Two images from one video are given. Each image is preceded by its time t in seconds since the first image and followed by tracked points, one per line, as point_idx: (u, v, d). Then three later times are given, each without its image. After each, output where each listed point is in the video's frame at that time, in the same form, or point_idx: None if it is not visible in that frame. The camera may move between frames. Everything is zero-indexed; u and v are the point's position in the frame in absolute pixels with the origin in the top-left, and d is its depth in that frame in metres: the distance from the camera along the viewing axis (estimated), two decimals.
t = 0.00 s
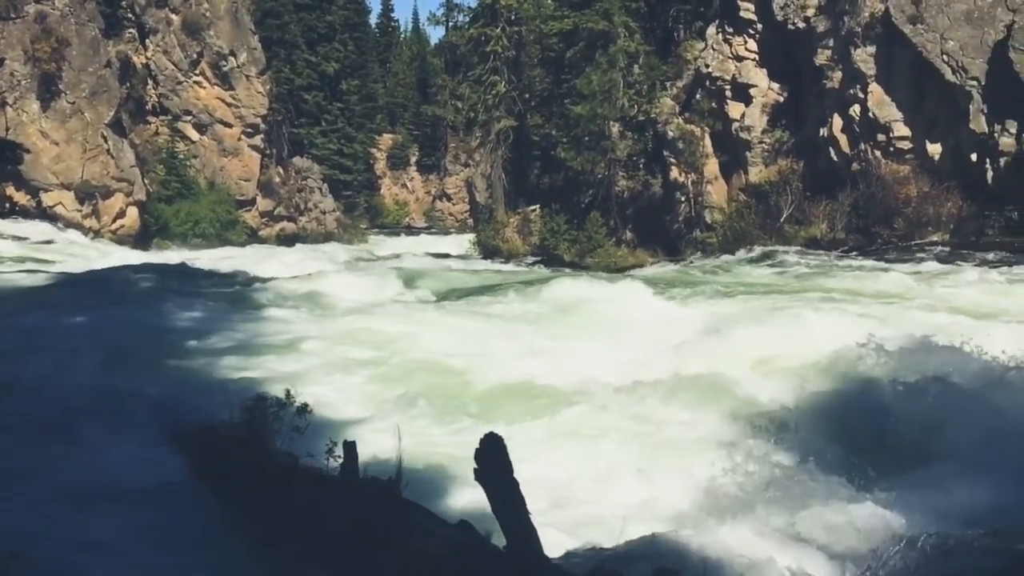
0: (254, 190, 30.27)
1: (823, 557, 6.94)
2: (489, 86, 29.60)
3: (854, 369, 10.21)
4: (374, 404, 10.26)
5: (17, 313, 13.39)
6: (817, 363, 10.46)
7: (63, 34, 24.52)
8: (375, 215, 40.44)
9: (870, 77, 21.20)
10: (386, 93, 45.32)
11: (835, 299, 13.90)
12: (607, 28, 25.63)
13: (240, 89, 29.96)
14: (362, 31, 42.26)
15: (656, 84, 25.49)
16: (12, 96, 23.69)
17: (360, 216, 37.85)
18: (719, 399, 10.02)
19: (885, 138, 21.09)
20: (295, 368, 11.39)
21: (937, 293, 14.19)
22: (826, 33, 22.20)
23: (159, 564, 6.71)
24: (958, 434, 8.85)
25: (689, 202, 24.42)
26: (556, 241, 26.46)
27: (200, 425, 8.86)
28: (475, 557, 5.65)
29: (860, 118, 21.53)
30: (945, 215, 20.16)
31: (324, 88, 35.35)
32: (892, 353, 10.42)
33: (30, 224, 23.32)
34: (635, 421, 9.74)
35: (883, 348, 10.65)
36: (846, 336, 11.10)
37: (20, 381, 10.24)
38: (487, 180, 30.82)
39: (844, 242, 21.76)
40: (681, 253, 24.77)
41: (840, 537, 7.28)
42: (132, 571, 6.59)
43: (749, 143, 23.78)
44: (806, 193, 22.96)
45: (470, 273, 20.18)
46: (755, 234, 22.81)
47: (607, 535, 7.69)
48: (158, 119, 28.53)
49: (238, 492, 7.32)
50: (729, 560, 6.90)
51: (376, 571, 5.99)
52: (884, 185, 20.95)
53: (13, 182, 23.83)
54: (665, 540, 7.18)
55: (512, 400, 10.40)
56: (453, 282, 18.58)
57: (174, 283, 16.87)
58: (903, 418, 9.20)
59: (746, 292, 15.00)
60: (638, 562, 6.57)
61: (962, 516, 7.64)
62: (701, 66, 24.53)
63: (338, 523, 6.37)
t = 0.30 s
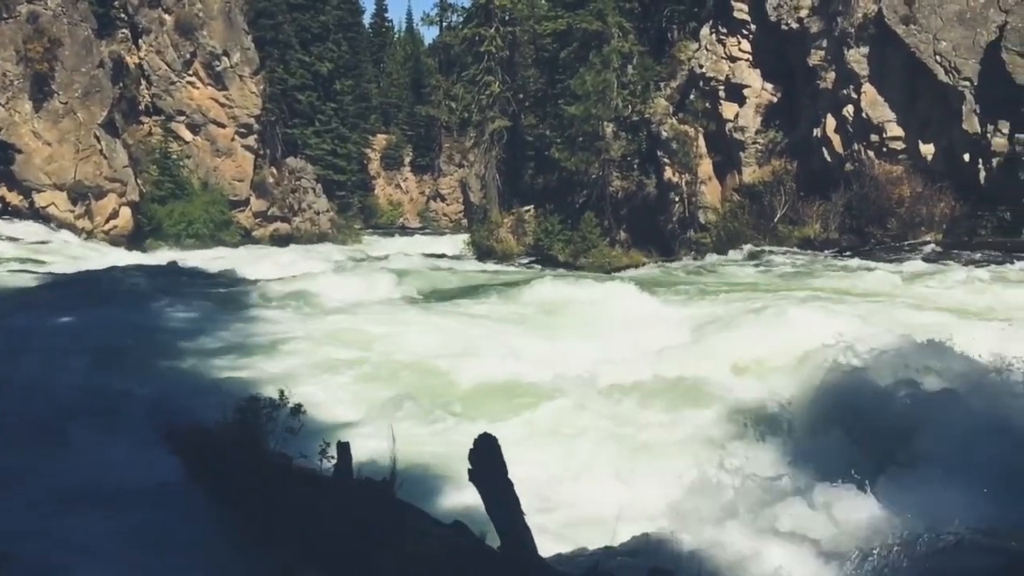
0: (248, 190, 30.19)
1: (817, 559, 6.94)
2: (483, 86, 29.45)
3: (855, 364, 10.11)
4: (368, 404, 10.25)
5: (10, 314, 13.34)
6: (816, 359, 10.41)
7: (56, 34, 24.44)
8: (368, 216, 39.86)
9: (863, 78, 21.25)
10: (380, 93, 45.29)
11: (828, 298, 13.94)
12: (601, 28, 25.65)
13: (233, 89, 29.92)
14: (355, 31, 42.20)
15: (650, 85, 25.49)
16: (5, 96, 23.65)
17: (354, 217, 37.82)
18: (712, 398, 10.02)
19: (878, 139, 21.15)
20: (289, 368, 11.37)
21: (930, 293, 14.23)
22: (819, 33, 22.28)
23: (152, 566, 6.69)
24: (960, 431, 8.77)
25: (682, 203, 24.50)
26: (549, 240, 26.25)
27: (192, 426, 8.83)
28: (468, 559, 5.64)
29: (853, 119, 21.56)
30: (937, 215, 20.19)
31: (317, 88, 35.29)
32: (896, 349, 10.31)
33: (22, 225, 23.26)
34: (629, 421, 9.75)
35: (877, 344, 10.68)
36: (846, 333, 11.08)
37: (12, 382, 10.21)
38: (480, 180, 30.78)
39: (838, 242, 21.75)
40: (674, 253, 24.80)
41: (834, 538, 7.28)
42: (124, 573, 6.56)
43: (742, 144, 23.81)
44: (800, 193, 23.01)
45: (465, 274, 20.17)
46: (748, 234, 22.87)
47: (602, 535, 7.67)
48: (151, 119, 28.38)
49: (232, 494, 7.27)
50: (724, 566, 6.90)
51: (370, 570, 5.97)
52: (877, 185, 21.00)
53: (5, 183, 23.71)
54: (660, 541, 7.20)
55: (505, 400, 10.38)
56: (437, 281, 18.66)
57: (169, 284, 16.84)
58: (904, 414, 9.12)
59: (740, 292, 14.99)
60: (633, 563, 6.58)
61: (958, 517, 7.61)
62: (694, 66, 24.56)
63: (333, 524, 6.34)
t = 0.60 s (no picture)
0: (244, 191, 30.16)
1: (813, 558, 6.94)
2: (480, 87, 29.43)
3: (853, 360, 10.08)
4: (364, 406, 10.24)
5: (6, 316, 13.32)
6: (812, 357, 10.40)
7: (50, 35, 24.35)
8: (365, 217, 39.79)
9: (858, 78, 21.31)
10: (376, 94, 45.31)
11: (823, 298, 13.96)
12: (597, 29, 25.66)
13: (229, 91, 29.92)
14: (351, 31, 42.14)
15: (646, 86, 25.42)
16: None
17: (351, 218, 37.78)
18: (708, 398, 10.03)
19: (874, 139, 21.18)
20: (285, 369, 11.35)
21: (925, 293, 14.24)
22: (815, 34, 22.27)
23: (146, 569, 6.68)
24: (958, 432, 8.74)
25: (679, 203, 24.52)
26: (545, 241, 26.32)
27: (188, 427, 8.82)
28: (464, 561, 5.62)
29: (849, 120, 21.63)
30: (933, 216, 20.19)
31: (314, 89, 35.26)
32: (900, 349, 10.22)
33: (18, 226, 23.23)
34: (626, 421, 9.77)
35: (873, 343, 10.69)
36: (842, 333, 11.10)
37: (7, 384, 10.20)
38: (477, 181, 30.61)
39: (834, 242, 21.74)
40: (670, 253, 24.87)
41: (831, 538, 7.29)
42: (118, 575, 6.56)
43: (738, 145, 23.84)
44: (795, 193, 23.02)
45: (461, 275, 20.18)
46: (744, 235, 22.90)
47: (599, 536, 7.67)
48: (147, 120, 28.36)
49: (227, 496, 7.24)
50: (721, 565, 6.90)
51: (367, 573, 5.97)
52: (873, 186, 21.05)
53: None
54: (655, 543, 7.19)
55: (501, 401, 10.37)
56: (428, 283, 18.62)
57: (165, 285, 16.84)
58: (906, 413, 9.06)
59: (736, 291, 15.00)
60: (630, 564, 6.60)
61: (957, 523, 7.62)
62: (690, 67, 24.58)
63: (329, 526, 6.33)
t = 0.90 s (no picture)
0: (241, 194, 30.17)
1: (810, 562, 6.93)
2: (476, 89, 29.34)
3: (850, 365, 10.14)
4: (362, 409, 10.22)
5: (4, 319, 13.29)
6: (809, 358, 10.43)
7: (47, 38, 24.36)
8: (363, 220, 39.87)
9: (855, 81, 21.35)
10: (374, 96, 45.34)
11: (820, 299, 14.00)
12: (594, 32, 25.73)
13: (227, 93, 29.82)
14: (348, 34, 42.13)
15: (642, 88, 25.26)
16: None
17: (348, 220, 37.81)
18: (707, 403, 10.02)
19: (871, 141, 21.23)
20: (283, 373, 11.34)
21: (922, 294, 14.28)
22: (812, 36, 22.30)
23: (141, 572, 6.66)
24: (955, 435, 8.76)
25: (676, 205, 24.45)
26: (543, 243, 26.45)
27: (187, 430, 8.81)
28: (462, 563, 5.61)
29: (846, 121, 21.66)
30: (930, 218, 20.20)
31: (311, 92, 35.29)
32: (898, 351, 10.26)
33: (15, 229, 23.22)
34: (625, 423, 9.77)
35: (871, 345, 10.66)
36: (839, 336, 11.15)
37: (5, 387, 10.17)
38: (473, 183, 30.67)
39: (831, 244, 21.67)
40: (667, 254, 24.91)
41: (828, 541, 7.28)
42: None
43: (735, 147, 23.86)
44: (793, 196, 23.06)
45: (458, 278, 20.19)
46: (742, 237, 22.81)
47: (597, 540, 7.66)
48: (144, 123, 28.34)
49: (225, 499, 7.24)
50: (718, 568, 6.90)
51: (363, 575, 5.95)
52: (870, 188, 21.07)
53: None
54: (653, 545, 7.18)
55: (499, 404, 10.35)
56: (425, 285, 18.68)
57: (162, 287, 16.82)
58: (904, 417, 9.11)
59: (733, 293, 15.05)
60: (628, 565, 6.60)
61: (957, 522, 7.63)
62: (688, 70, 24.59)
63: (327, 528, 6.32)
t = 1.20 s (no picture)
0: (240, 198, 30.17)
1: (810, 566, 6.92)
2: (475, 92, 29.36)
3: (846, 371, 10.16)
4: (359, 414, 10.21)
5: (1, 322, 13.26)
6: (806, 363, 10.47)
7: (46, 41, 24.35)
8: (360, 223, 39.91)
9: (853, 84, 21.35)
10: (372, 100, 45.38)
11: (818, 302, 14.02)
12: (593, 36, 25.82)
13: (225, 97, 29.86)
14: (347, 37, 42.12)
15: (641, 92, 25.48)
16: None
17: (346, 224, 37.82)
18: (705, 407, 10.00)
19: (869, 145, 21.30)
20: (281, 377, 11.31)
21: (919, 297, 14.29)
22: (810, 40, 22.23)
23: None
24: (950, 440, 8.80)
25: (675, 208, 24.51)
26: (541, 247, 26.16)
27: (184, 435, 8.78)
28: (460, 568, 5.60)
29: (844, 124, 21.68)
30: (928, 221, 20.26)
31: (309, 95, 35.32)
32: (897, 358, 10.28)
33: (13, 232, 23.20)
34: (622, 427, 9.74)
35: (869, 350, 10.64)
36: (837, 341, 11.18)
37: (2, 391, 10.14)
38: (472, 186, 31.04)
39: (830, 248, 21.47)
40: (666, 258, 24.92)
41: (827, 544, 7.27)
42: None
43: (734, 151, 23.84)
44: (791, 199, 23.02)
45: (455, 281, 20.20)
46: (740, 241, 22.66)
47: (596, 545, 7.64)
48: (142, 126, 28.36)
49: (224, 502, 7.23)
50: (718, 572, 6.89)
51: None
52: (869, 191, 21.06)
53: None
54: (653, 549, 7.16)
55: (497, 408, 10.33)
56: (421, 287, 18.82)
57: (160, 291, 16.80)
58: (902, 422, 9.13)
59: (730, 296, 15.06)
60: (627, 568, 6.58)
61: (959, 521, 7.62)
62: (685, 73, 24.72)
63: (325, 531, 6.31)
